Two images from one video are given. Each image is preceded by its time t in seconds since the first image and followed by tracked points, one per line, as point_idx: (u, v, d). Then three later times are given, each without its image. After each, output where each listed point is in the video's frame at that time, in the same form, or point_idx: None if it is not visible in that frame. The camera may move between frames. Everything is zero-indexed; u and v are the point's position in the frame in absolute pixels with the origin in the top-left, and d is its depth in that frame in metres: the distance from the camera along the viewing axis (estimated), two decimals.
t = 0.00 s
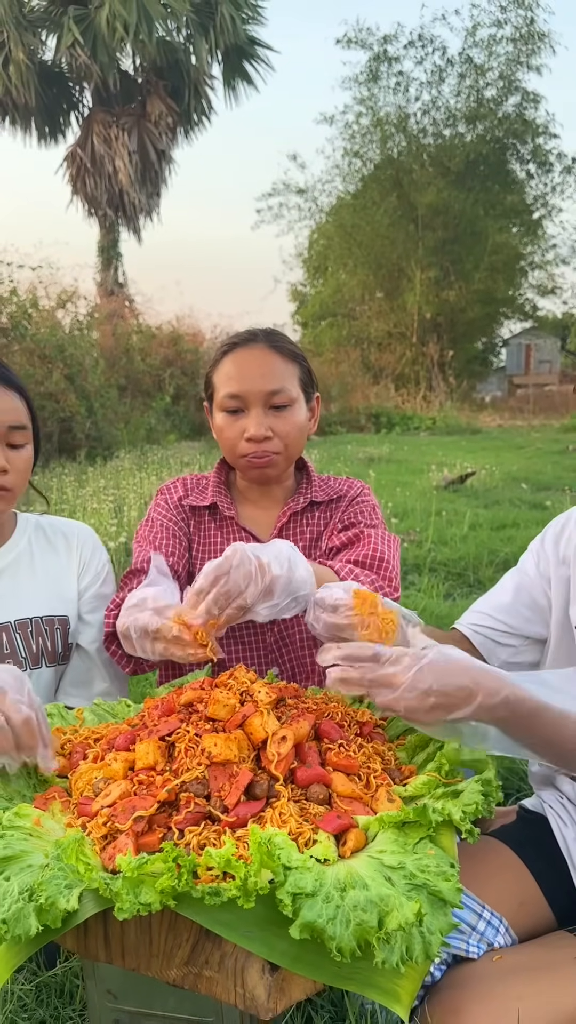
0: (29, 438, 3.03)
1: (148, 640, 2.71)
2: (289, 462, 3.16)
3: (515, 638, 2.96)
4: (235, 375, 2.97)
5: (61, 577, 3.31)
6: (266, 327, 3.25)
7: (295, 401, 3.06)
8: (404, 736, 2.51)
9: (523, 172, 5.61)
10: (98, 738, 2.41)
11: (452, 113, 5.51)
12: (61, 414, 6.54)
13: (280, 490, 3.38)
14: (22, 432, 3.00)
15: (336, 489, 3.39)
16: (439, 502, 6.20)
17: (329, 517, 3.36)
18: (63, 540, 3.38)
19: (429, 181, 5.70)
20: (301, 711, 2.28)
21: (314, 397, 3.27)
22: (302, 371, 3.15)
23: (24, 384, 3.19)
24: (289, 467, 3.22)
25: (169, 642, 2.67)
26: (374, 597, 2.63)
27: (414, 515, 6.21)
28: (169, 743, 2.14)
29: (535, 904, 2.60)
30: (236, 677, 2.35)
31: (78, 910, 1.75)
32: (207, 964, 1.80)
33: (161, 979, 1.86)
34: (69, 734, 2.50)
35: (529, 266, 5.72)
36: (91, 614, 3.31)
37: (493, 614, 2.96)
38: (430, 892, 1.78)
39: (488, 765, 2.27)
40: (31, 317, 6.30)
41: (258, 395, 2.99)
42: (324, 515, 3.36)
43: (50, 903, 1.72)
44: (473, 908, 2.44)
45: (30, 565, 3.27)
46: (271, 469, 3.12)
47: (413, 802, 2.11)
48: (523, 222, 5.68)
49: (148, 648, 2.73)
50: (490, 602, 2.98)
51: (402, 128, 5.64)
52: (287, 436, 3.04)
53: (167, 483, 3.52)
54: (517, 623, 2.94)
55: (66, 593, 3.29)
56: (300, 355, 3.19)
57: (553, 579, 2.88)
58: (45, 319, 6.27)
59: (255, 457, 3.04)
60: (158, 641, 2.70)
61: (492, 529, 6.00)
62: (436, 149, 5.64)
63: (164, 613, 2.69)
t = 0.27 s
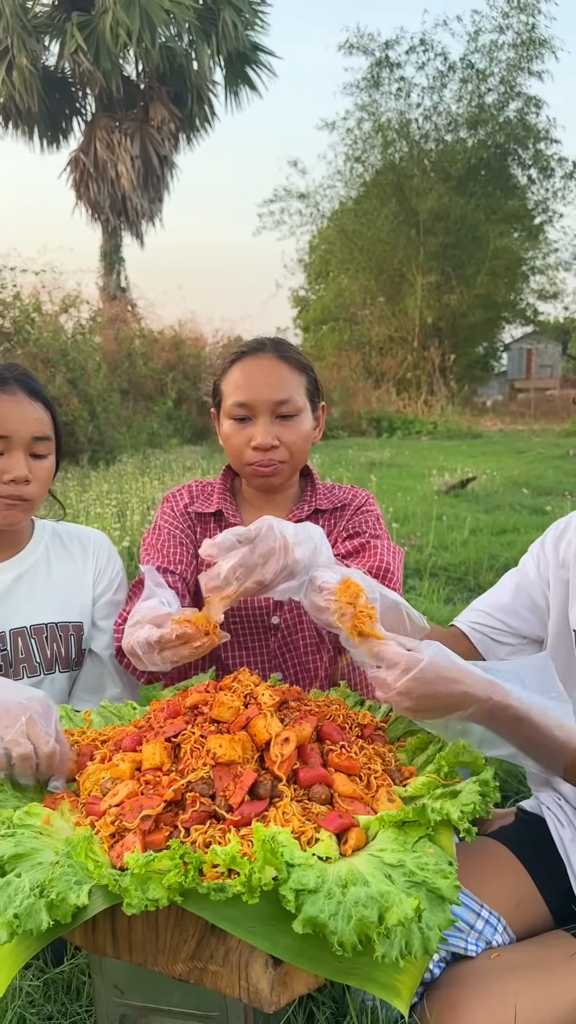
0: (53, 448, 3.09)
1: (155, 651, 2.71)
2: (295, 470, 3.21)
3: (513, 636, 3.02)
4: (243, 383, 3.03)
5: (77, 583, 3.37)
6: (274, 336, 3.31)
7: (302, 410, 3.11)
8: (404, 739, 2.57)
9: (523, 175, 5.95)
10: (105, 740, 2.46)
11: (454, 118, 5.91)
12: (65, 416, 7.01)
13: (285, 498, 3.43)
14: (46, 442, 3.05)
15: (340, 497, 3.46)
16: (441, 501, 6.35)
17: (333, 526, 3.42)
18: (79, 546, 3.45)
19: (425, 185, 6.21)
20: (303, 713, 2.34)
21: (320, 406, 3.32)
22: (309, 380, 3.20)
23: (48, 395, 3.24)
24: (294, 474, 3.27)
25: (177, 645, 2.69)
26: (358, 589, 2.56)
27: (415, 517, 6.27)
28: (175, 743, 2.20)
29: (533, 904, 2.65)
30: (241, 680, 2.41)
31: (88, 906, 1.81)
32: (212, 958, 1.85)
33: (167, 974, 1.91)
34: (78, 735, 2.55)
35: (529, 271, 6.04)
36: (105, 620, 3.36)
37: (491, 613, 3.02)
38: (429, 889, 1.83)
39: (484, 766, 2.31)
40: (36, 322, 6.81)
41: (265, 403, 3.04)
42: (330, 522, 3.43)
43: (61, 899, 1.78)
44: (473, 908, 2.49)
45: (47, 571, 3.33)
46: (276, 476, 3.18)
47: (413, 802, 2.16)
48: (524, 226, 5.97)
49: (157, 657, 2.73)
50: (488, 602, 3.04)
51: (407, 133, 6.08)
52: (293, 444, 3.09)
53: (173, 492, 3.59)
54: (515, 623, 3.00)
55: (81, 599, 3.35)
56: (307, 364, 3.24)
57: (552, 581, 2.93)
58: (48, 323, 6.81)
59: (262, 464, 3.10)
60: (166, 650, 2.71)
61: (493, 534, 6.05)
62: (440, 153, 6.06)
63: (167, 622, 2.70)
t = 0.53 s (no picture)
0: (64, 456, 3.15)
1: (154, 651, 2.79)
2: (301, 481, 3.26)
3: (512, 642, 3.05)
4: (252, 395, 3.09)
5: (86, 588, 3.43)
6: (284, 347, 3.36)
7: (310, 422, 3.16)
8: (403, 741, 2.63)
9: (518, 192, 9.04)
10: (112, 742, 2.52)
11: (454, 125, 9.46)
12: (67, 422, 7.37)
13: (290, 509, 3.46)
14: (58, 450, 3.12)
15: (347, 512, 3.50)
16: (440, 513, 7.09)
17: (338, 541, 3.47)
18: (89, 552, 3.50)
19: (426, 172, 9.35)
20: (305, 717, 2.40)
21: (328, 418, 3.38)
22: (318, 393, 3.25)
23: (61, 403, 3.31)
24: (301, 485, 3.32)
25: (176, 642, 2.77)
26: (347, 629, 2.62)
27: (415, 526, 6.73)
28: (181, 745, 2.26)
29: (530, 905, 2.71)
30: (244, 684, 2.47)
31: (96, 904, 1.87)
32: (216, 955, 1.91)
33: (173, 971, 1.97)
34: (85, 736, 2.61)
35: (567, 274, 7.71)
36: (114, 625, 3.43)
37: (489, 619, 3.05)
38: (427, 888, 1.89)
39: (482, 767, 2.36)
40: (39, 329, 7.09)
41: (274, 415, 3.10)
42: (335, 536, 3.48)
43: (70, 896, 1.83)
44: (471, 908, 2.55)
45: (58, 576, 3.39)
46: (282, 486, 3.22)
47: (411, 803, 2.22)
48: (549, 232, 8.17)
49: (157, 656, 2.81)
50: (487, 608, 3.08)
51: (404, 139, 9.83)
52: (300, 456, 3.15)
53: (178, 499, 3.62)
54: (514, 628, 3.04)
55: (91, 604, 3.41)
56: (316, 376, 3.29)
57: (551, 586, 2.98)
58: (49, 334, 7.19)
59: (269, 475, 3.15)
60: (165, 649, 2.79)
61: (494, 538, 6.44)
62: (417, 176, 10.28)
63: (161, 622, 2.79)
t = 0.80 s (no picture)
0: (69, 461, 3.22)
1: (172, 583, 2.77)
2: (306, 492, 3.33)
3: (507, 647, 3.10)
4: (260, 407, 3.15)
5: (91, 591, 3.49)
6: (293, 357, 3.42)
7: (316, 434, 3.23)
8: (401, 742, 2.69)
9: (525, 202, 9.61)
10: (117, 742, 2.59)
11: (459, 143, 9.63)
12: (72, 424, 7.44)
13: (296, 519, 3.49)
14: (63, 455, 3.19)
15: (356, 527, 3.50)
16: (441, 518, 7.20)
17: (345, 555, 3.48)
18: (94, 556, 3.57)
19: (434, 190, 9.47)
20: (305, 718, 2.46)
21: (334, 429, 3.44)
22: (325, 405, 3.32)
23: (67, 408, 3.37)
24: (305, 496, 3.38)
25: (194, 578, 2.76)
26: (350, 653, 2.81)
27: (416, 529, 6.82)
28: (184, 746, 2.32)
29: (525, 904, 2.77)
30: (246, 687, 2.54)
31: (102, 899, 1.93)
32: (218, 949, 1.97)
33: (176, 965, 2.04)
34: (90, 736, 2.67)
35: None
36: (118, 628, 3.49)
37: (486, 626, 3.09)
38: (422, 884, 1.96)
39: (477, 767, 2.42)
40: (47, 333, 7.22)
41: (281, 427, 3.16)
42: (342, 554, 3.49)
43: (77, 891, 1.90)
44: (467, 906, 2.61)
45: (63, 578, 3.45)
46: (288, 498, 3.29)
47: (408, 803, 2.29)
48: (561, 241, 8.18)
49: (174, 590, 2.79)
50: (482, 614, 3.12)
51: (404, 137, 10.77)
52: (306, 468, 3.22)
53: (184, 500, 3.63)
54: (509, 635, 3.09)
55: (96, 607, 3.47)
56: (324, 389, 3.35)
57: (544, 592, 3.04)
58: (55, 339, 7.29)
59: (274, 486, 3.21)
60: (183, 580, 2.77)
61: (495, 542, 6.51)
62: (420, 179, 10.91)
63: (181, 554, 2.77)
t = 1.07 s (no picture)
0: (71, 463, 3.29)
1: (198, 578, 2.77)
2: (314, 507, 3.39)
3: (494, 649, 3.20)
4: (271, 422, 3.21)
5: (95, 595, 3.55)
6: (303, 372, 3.48)
7: (326, 450, 3.29)
8: (399, 744, 2.75)
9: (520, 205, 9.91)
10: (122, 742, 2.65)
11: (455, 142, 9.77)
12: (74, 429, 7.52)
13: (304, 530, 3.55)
14: (65, 458, 3.25)
15: (362, 541, 3.57)
16: (441, 522, 7.25)
17: (350, 568, 3.54)
18: (99, 560, 3.63)
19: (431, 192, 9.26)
20: (305, 720, 2.53)
21: (342, 444, 3.50)
22: (334, 420, 3.38)
23: (67, 413, 3.44)
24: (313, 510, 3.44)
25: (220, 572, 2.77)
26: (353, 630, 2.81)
27: (417, 534, 6.86)
28: (187, 747, 2.39)
29: (520, 903, 2.83)
30: (248, 690, 2.60)
31: (108, 893, 2.00)
32: (220, 943, 2.04)
33: (179, 959, 2.10)
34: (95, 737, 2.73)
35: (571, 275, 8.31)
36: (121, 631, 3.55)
37: (476, 627, 3.19)
38: (418, 881, 2.02)
39: (473, 769, 2.49)
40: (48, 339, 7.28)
41: (291, 442, 3.22)
42: (347, 567, 3.54)
43: (84, 886, 1.96)
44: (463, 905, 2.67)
45: (68, 582, 3.51)
46: (296, 512, 3.34)
47: (405, 803, 2.35)
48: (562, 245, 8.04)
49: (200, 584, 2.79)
50: (475, 616, 3.21)
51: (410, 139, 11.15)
52: (314, 483, 3.27)
53: (193, 502, 3.69)
54: (497, 638, 3.19)
55: (100, 611, 3.54)
56: (333, 404, 3.42)
57: (534, 598, 3.11)
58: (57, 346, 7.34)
59: (283, 501, 3.27)
60: (208, 573, 2.76)
61: (495, 545, 6.56)
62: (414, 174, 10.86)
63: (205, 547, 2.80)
